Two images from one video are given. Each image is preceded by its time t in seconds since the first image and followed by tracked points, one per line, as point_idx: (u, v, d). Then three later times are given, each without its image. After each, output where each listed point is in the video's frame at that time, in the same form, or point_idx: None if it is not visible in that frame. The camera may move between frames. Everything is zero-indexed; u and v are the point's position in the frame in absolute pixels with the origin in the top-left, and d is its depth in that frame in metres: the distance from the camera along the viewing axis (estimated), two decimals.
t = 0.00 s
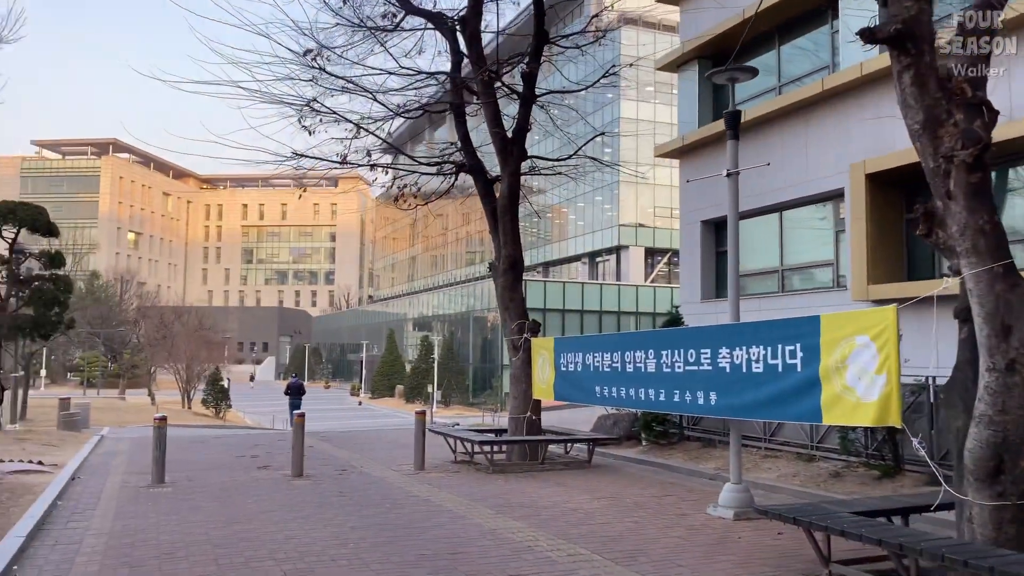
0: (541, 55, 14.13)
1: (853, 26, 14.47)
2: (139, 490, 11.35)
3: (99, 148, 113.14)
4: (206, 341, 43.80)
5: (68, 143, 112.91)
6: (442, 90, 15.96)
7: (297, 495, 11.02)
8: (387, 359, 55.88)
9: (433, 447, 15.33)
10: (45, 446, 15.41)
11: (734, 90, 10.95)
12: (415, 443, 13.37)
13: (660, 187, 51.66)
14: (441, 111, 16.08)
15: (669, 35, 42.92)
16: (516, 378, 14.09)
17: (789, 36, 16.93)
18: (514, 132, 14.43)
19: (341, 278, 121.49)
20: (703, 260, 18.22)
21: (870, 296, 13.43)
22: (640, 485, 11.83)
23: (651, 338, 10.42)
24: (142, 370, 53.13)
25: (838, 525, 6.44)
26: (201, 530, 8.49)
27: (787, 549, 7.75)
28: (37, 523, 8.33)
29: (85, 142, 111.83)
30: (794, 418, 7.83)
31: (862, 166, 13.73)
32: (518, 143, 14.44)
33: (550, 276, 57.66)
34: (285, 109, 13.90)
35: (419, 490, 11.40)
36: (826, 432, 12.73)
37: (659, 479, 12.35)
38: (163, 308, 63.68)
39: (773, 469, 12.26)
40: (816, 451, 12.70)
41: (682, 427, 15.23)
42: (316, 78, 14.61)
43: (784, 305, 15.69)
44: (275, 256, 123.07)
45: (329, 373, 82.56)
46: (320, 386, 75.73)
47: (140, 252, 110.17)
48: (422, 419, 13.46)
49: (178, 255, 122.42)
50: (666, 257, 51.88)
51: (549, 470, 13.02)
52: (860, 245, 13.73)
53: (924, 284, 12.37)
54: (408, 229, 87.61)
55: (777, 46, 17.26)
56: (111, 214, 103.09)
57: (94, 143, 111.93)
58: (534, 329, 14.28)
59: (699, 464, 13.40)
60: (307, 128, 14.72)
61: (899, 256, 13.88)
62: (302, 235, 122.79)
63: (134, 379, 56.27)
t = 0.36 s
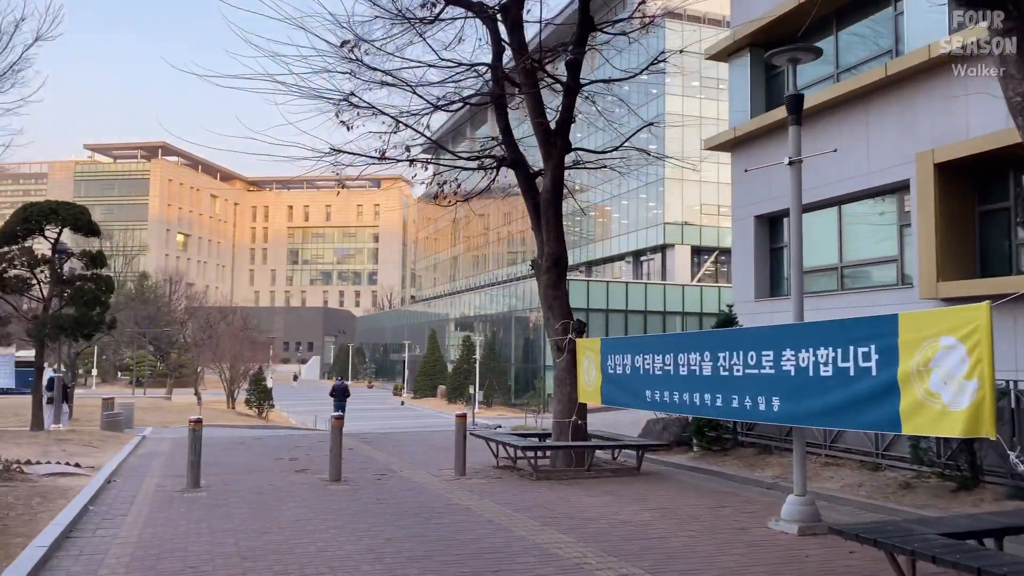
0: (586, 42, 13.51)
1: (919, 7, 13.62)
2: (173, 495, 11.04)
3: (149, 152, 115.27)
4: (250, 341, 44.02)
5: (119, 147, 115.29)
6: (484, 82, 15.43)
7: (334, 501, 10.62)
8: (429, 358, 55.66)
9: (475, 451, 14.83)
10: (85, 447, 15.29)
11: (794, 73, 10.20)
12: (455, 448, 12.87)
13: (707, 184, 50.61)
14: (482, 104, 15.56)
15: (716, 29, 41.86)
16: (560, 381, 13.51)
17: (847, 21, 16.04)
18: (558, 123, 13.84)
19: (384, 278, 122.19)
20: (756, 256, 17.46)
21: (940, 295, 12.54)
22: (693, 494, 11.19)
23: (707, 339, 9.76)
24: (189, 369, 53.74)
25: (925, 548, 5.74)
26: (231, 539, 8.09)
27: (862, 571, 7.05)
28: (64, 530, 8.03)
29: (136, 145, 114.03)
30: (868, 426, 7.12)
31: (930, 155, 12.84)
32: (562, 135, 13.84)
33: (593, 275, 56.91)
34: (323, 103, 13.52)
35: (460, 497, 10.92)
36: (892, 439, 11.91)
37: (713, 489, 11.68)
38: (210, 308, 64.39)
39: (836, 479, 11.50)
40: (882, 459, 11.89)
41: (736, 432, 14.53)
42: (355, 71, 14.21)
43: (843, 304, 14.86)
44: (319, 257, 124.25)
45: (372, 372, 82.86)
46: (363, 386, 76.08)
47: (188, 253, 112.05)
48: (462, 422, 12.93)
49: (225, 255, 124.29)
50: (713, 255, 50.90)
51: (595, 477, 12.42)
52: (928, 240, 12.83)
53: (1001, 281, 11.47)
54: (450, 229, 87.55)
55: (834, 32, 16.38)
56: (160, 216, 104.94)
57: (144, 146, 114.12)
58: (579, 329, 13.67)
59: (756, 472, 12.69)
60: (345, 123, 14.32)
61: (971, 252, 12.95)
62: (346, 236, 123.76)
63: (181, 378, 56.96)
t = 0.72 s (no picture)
0: (616, 29, 12.93)
1: None
2: (190, 500, 10.69)
3: (177, 154, 116.28)
4: (275, 341, 43.94)
5: (147, 149, 116.36)
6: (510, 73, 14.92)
7: (355, 507, 10.20)
8: (454, 359, 55.33)
9: (501, 454, 14.35)
10: (105, 449, 15.04)
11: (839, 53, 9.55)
12: (481, 452, 12.39)
13: (736, 182, 49.69)
14: (509, 96, 15.04)
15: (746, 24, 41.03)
16: (589, 382, 12.97)
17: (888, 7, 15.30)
18: (587, 114, 13.29)
19: (408, 278, 122.28)
20: (792, 252, 16.82)
21: (993, 291, 11.79)
22: (732, 502, 10.61)
23: (748, 338, 9.19)
24: (215, 369, 53.86)
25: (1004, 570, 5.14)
26: (245, 549, 7.68)
27: None
28: (72, 539, 7.66)
29: (163, 147, 115.02)
30: (930, 432, 6.52)
31: (981, 144, 12.11)
32: (591, 126, 13.28)
33: (619, 274, 56.29)
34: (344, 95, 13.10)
35: (486, 503, 10.44)
36: (942, 444, 11.25)
37: (752, 496, 11.10)
38: (235, 308, 64.62)
39: (883, 487, 10.86)
40: (932, 466, 11.23)
41: (773, 435, 13.93)
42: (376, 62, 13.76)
43: (885, 302, 14.18)
44: (345, 258, 124.69)
45: (397, 373, 82.78)
46: (388, 386, 76.04)
47: (215, 254, 112.86)
48: (487, 425, 12.43)
49: (252, 256, 125.12)
50: (742, 254, 50.13)
51: (627, 483, 11.88)
52: (981, 233, 12.08)
53: None
54: (475, 229, 87.26)
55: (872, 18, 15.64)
56: (188, 217, 105.82)
57: (172, 148, 115.03)
58: (609, 329, 13.12)
59: (796, 478, 12.08)
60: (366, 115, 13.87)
61: None
62: (371, 236, 124.08)
63: (207, 379, 57.24)
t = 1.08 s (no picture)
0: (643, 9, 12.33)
1: None
2: (199, 503, 10.25)
3: (198, 155, 116.84)
4: (295, 341, 43.67)
5: (169, 150, 116.99)
6: (532, 59, 14.36)
7: (370, 511, 9.70)
8: (474, 360, 54.85)
9: (524, 455, 13.80)
10: (117, 449, 14.68)
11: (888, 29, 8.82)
12: (502, 454, 11.84)
13: (760, 178, 48.79)
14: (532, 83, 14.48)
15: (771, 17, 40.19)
16: (615, 381, 12.38)
17: None
18: (613, 99, 12.71)
19: (428, 278, 122.16)
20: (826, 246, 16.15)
21: None
22: (769, 508, 9.98)
23: (790, 331, 8.58)
24: (236, 369, 53.78)
25: None
26: (252, 557, 7.19)
27: None
28: (69, 545, 7.21)
29: (185, 149, 115.60)
30: (1003, 434, 5.89)
31: None
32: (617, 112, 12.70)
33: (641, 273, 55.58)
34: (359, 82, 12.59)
35: (508, 508, 9.89)
36: (994, 446, 10.55)
37: (790, 500, 10.46)
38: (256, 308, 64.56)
39: (931, 491, 10.18)
40: (983, 469, 10.53)
41: (809, 437, 13.27)
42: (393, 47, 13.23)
43: (928, 297, 13.45)
44: (365, 258, 124.83)
45: (418, 373, 82.50)
46: (408, 386, 75.76)
47: (236, 255, 113.28)
48: (509, 425, 11.87)
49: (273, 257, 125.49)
50: (766, 252, 49.33)
51: (656, 487, 11.28)
52: None
53: None
54: (495, 229, 86.81)
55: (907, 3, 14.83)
56: (210, 218, 106.26)
57: (193, 149, 115.53)
58: (637, 325, 12.52)
59: (835, 481, 11.42)
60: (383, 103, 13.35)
61: None
62: (391, 236, 124.09)
63: (227, 379, 57.19)
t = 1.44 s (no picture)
0: None
1: None
2: (207, 509, 9.78)
3: (216, 156, 117.14)
4: (311, 341, 43.30)
5: (187, 151, 117.41)
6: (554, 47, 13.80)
7: (386, 518, 9.19)
8: (492, 360, 54.32)
9: (546, 459, 13.26)
10: (127, 452, 14.27)
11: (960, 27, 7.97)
12: (525, 458, 11.31)
13: (781, 176, 47.90)
14: (554, 72, 13.92)
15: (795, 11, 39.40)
16: (642, 381, 11.80)
17: None
18: (639, 87, 12.14)
19: (445, 278, 121.90)
20: (859, 241, 15.47)
21: None
22: (809, 516, 9.38)
23: (836, 329, 8.01)
24: (252, 370, 53.55)
25: None
26: (260, 571, 6.69)
27: None
28: (65, 558, 6.75)
29: (203, 150, 115.94)
30: None
31: None
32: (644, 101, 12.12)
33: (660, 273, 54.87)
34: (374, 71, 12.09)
35: (532, 516, 9.35)
36: None
37: (831, 508, 9.85)
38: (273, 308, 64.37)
39: (983, 500, 9.53)
40: None
41: (846, 440, 12.62)
42: (409, 36, 12.72)
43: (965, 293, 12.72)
44: (382, 259, 124.80)
45: (434, 374, 82.13)
46: (425, 386, 75.38)
47: (254, 255, 113.47)
48: (532, 428, 11.34)
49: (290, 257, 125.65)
50: (787, 251, 48.58)
51: (687, 494, 10.70)
52: None
53: None
54: (511, 228, 86.31)
55: None
56: (228, 219, 106.48)
57: (211, 150, 115.83)
58: (665, 323, 11.94)
59: (877, 488, 10.79)
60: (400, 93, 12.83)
61: None
62: (408, 237, 123.96)
63: (244, 379, 57.01)
